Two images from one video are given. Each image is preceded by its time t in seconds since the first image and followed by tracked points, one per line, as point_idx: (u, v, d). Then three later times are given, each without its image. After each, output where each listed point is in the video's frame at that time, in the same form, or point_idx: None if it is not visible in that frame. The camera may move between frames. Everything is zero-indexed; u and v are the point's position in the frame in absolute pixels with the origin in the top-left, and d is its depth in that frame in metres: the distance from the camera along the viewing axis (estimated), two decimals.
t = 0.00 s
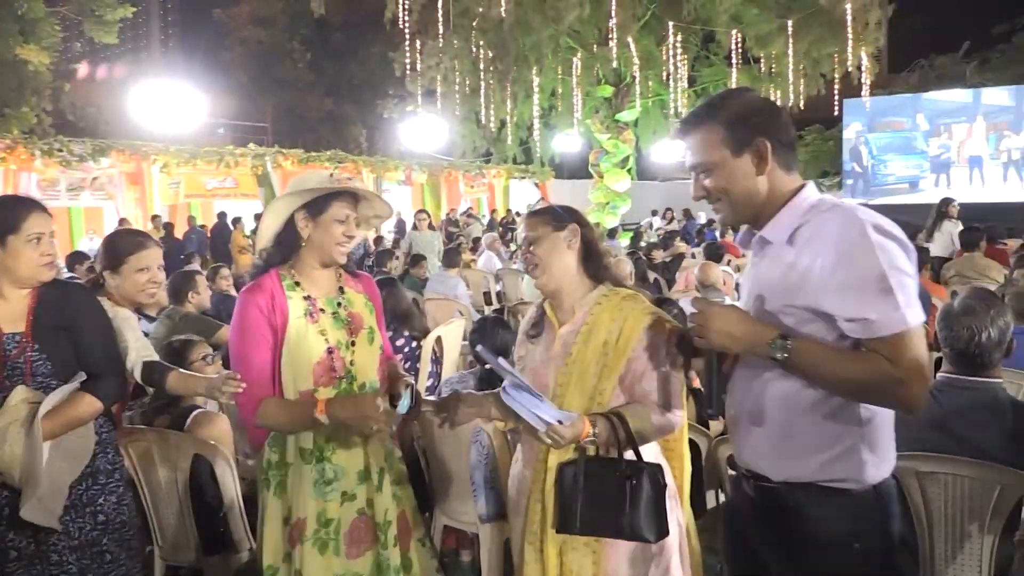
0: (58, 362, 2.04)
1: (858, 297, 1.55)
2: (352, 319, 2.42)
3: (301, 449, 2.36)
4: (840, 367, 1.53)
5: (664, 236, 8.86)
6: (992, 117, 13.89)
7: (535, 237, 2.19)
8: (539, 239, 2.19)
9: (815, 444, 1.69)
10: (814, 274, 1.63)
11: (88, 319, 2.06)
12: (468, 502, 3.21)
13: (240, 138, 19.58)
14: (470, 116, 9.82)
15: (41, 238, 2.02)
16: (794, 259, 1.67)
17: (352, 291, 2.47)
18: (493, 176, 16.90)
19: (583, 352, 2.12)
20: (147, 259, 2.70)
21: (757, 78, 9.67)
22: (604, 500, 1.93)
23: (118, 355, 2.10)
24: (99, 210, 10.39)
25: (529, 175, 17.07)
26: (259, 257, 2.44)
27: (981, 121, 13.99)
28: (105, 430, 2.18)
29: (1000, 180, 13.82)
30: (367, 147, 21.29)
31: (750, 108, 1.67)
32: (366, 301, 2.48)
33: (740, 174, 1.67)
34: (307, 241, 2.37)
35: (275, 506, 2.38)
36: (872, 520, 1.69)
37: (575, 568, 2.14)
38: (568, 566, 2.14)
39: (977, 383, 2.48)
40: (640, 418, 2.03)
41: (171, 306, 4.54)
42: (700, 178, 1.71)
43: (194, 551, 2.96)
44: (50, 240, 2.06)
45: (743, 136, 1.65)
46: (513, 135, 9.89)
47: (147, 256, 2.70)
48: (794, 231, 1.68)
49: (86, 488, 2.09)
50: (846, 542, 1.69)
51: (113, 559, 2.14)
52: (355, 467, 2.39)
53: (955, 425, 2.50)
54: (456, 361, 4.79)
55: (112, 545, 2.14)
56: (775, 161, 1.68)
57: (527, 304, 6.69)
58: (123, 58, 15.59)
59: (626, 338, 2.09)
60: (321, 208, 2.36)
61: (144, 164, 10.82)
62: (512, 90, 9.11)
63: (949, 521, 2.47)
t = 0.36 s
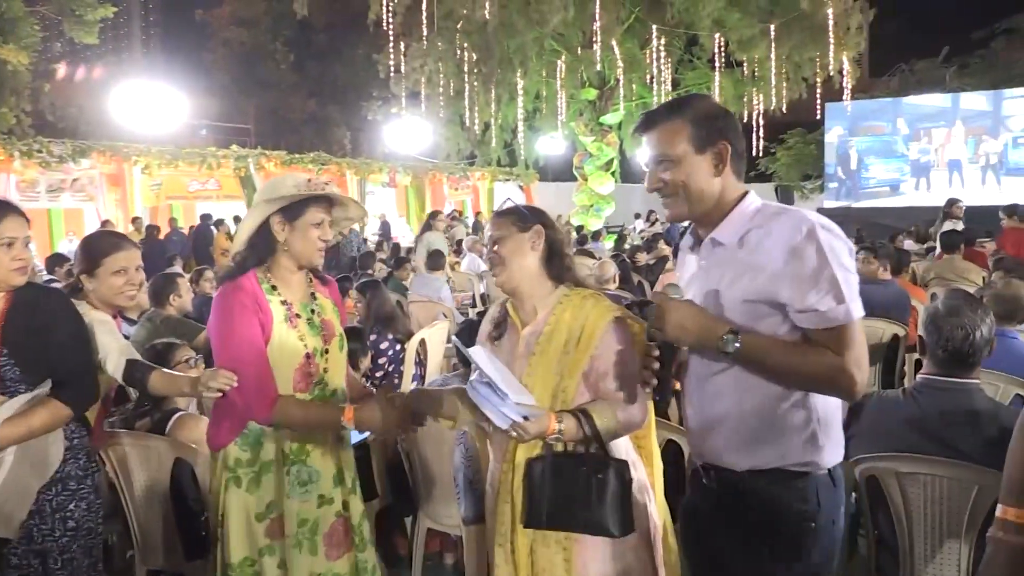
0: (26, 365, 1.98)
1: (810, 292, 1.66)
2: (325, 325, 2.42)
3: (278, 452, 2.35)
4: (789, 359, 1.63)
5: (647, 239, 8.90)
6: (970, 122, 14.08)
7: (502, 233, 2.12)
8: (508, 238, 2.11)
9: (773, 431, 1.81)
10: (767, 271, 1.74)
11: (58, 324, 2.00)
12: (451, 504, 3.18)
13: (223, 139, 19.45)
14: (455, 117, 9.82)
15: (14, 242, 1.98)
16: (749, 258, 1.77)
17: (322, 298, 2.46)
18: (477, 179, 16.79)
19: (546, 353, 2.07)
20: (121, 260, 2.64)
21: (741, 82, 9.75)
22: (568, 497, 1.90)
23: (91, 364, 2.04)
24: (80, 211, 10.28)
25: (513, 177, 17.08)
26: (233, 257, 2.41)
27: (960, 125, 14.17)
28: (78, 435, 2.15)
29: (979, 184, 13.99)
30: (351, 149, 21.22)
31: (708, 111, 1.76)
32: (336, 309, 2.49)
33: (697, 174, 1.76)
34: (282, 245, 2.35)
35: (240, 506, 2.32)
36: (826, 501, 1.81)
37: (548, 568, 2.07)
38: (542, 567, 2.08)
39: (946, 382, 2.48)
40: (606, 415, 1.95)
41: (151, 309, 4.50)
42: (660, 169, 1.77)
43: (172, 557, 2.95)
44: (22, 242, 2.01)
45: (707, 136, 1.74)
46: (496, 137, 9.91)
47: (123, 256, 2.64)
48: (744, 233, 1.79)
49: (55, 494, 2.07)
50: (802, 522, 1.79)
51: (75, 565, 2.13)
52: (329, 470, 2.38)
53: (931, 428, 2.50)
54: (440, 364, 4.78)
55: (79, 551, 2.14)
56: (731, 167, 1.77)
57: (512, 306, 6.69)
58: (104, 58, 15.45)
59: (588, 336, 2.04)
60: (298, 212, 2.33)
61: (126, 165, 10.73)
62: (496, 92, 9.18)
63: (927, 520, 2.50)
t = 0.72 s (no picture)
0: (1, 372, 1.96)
1: (794, 295, 1.65)
2: (311, 333, 2.41)
3: (266, 456, 2.32)
4: (770, 363, 1.65)
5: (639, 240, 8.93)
6: (960, 124, 14.14)
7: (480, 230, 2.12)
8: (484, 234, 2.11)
9: (757, 434, 1.81)
10: (747, 276, 1.74)
11: (29, 329, 1.98)
12: (442, 506, 3.14)
13: (215, 141, 19.41)
14: (446, 118, 9.80)
15: None
16: (728, 261, 1.77)
17: (309, 305, 2.46)
18: (469, 181, 16.85)
19: (524, 355, 2.07)
20: (103, 261, 2.61)
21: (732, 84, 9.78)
22: (555, 490, 1.85)
23: (67, 368, 2.02)
24: (70, 213, 10.24)
25: (506, 178, 17.07)
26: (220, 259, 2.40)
27: (949, 127, 14.22)
28: (55, 441, 2.13)
29: (969, 185, 14.08)
30: (342, 151, 21.20)
31: (685, 112, 1.76)
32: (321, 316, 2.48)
33: (671, 173, 1.75)
34: (269, 249, 2.34)
35: (224, 511, 2.30)
36: (810, 496, 1.82)
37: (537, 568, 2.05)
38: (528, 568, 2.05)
39: (939, 381, 2.47)
40: (589, 410, 1.96)
41: (141, 311, 4.48)
42: (632, 167, 1.76)
43: (170, 558, 2.95)
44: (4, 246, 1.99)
45: (681, 137, 1.73)
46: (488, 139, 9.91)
47: (105, 257, 2.61)
48: (722, 237, 1.79)
49: (32, 502, 2.06)
50: (788, 520, 1.80)
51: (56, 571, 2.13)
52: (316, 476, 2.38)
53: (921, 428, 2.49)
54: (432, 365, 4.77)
55: (58, 559, 2.13)
56: (704, 167, 1.76)
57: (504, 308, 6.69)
58: (94, 60, 15.39)
59: (568, 331, 2.03)
60: (285, 215, 2.33)
61: (116, 167, 10.69)
62: (488, 94, 9.18)
63: (918, 521, 2.51)
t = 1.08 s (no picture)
0: None
1: (784, 317, 1.54)
2: (300, 331, 2.40)
3: (250, 453, 2.30)
4: (756, 384, 1.54)
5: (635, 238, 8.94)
6: (952, 122, 14.14)
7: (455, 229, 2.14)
8: (461, 233, 2.12)
9: (735, 452, 1.72)
10: (738, 288, 1.62)
11: (15, 332, 1.96)
12: (435, 504, 3.14)
13: (209, 140, 19.39)
14: (441, 117, 9.78)
15: None
16: (718, 267, 1.65)
17: (300, 304, 2.44)
18: (464, 179, 16.90)
19: (511, 354, 2.08)
20: (65, 253, 2.61)
21: (727, 82, 9.79)
22: (550, 485, 1.82)
23: (58, 369, 2.03)
24: (64, 212, 10.22)
25: (501, 176, 17.05)
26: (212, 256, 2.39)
27: (942, 125, 14.20)
28: (45, 442, 2.12)
29: (962, 182, 14.13)
30: (338, 149, 21.18)
31: (686, 105, 1.63)
32: (312, 314, 2.46)
33: (660, 172, 1.63)
34: (256, 249, 2.34)
35: (213, 510, 2.29)
36: (787, 518, 1.73)
37: (528, 562, 2.05)
38: (519, 563, 2.06)
39: (934, 377, 2.47)
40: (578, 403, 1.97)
41: (135, 310, 4.47)
42: (624, 162, 1.66)
43: (160, 557, 2.92)
44: None
45: (675, 132, 1.61)
46: (482, 137, 9.91)
47: (68, 249, 2.61)
48: (715, 242, 1.67)
49: (25, 502, 2.07)
50: (763, 543, 1.72)
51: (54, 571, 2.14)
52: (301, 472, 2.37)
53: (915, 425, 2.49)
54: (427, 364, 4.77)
55: (55, 558, 2.14)
56: (695, 163, 1.63)
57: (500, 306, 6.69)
58: (88, 58, 15.38)
59: (555, 329, 2.05)
60: (269, 215, 2.32)
61: (110, 165, 10.68)
62: (483, 92, 9.15)
63: (912, 518, 2.52)
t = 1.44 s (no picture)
0: None
1: (756, 332, 1.35)
2: (296, 324, 2.39)
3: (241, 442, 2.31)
4: (724, 400, 1.38)
5: (632, 236, 8.96)
6: (948, 120, 14.15)
7: (449, 231, 2.14)
8: (454, 235, 2.13)
9: (721, 470, 1.54)
10: (716, 298, 1.42)
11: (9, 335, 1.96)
12: (433, 501, 3.15)
13: (206, 138, 19.37)
14: (438, 115, 9.78)
15: None
16: (702, 274, 1.46)
17: (302, 299, 2.43)
18: (462, 177, 16.92)
19: (505, 353, 2.08)
20: (38, 248, 2.61)
21: (724, 80, 9.78)
22: (540, 484, 1.82)
23: (53, 369, 2.04)
24: (61, 212, 10.21)
25: (499, 175, 17.07)
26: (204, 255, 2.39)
27: (938, 123, 14.21)
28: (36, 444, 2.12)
29: (959, 180, 14.15)
30: (335, 148, 21.17)
31: (665, 99, 1.46)
32: (314, 308, 2.45)
33: (647, 178, 1.48)
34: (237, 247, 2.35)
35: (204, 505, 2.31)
36: (780, 541, 1.55)
37: (528, 558, 2.06)
38: (519, 557, 2.07)
39: (926, 376, 2.48)
40: (568, 398, 1.99)
41: (131, 309, 4.46)
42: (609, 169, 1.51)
43: (159, 559, 2.92)
44: None
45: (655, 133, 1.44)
46: (479, 136, 9.90)
47: (39, 245, 2.62)
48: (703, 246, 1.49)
49: (18, 504, 2.07)
50: (747, 564, 1.56)
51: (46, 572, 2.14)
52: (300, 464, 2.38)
53: (910, 423, 2.51)
54: (424, 363, 4.76)
55: (49, 557, 2.14)
56: (680, 159, 1.46)
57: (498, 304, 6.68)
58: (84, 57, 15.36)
59: (548, 330, 2.05)
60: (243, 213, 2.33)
61: (107, 164, 10.66)
62: (480, 91, 9.15)
63: (909, 519, 2.53)
